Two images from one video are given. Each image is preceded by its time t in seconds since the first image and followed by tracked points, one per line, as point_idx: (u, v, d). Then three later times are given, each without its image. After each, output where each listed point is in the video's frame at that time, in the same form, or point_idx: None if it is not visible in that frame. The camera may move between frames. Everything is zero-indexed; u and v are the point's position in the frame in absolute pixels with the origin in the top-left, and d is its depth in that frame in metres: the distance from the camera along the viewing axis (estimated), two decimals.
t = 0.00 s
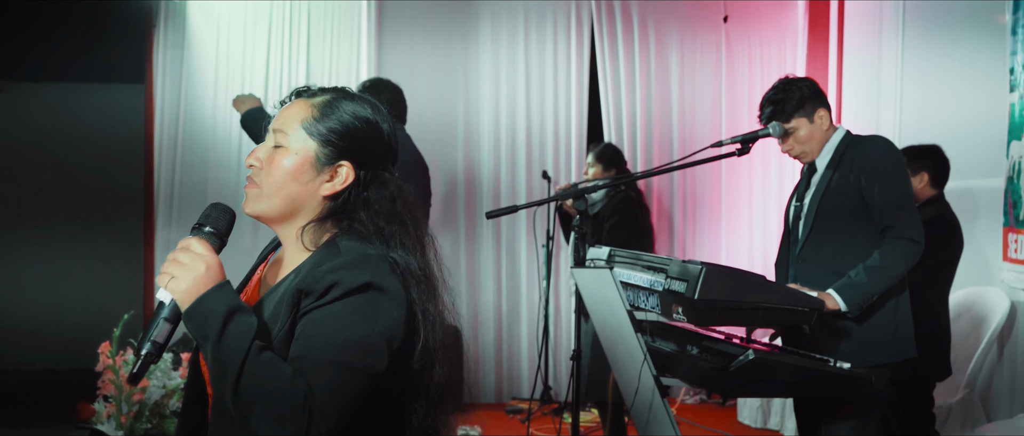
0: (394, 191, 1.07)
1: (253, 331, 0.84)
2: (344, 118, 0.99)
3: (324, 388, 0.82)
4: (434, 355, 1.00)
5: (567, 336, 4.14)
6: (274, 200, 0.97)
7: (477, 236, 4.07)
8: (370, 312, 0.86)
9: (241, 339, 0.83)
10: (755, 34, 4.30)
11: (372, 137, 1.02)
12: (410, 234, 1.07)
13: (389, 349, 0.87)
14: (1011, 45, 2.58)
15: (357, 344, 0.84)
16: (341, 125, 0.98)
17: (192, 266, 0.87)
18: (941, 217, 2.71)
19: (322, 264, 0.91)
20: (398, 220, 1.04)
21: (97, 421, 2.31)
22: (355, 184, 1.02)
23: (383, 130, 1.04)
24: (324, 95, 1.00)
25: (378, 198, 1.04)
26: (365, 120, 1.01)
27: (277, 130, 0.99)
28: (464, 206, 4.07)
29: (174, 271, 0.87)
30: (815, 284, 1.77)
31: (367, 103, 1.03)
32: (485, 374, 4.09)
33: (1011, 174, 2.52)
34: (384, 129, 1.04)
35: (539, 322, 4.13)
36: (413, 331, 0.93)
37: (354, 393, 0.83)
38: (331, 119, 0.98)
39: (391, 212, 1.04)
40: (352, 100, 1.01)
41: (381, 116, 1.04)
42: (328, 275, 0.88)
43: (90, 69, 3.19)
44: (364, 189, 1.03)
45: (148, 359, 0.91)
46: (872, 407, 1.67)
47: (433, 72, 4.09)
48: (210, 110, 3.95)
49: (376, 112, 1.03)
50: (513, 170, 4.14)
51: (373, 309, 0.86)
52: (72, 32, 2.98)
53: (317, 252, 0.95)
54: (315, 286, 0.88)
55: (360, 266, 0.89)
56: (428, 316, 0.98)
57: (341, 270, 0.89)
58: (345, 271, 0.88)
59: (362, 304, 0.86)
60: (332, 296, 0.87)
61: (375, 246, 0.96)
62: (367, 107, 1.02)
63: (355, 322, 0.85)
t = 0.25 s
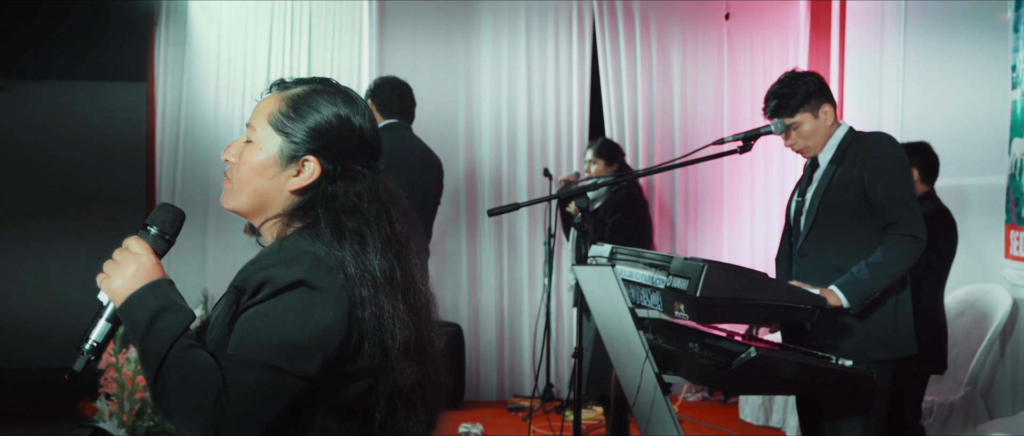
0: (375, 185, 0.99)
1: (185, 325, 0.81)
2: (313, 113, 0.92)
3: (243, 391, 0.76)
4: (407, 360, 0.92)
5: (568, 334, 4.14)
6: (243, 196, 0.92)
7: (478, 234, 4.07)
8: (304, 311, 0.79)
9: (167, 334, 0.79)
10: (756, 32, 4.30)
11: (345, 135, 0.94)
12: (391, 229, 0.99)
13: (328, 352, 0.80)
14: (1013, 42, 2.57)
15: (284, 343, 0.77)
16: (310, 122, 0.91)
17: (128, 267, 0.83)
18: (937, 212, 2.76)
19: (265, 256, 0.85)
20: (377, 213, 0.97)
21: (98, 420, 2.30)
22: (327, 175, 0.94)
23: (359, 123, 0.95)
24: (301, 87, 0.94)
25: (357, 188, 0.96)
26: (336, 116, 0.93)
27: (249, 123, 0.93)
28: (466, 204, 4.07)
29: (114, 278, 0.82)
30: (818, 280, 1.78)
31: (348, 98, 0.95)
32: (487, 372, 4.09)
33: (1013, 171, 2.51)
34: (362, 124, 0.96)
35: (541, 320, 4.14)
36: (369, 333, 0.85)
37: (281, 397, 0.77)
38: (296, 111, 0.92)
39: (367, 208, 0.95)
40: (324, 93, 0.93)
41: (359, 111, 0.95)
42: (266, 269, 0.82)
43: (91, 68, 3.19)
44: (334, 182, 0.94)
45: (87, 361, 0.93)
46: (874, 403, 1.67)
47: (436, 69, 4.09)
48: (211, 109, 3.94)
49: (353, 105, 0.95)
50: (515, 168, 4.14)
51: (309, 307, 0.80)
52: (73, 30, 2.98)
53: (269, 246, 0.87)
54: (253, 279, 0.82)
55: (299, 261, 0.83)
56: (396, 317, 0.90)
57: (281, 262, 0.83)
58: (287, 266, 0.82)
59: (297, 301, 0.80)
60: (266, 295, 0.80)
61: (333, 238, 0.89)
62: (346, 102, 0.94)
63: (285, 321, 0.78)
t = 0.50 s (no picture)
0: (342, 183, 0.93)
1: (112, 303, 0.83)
2: (270, 110, 0.88)
3: (123, 383, 0.77)
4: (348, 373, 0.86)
5: (570, 333, 4.14)
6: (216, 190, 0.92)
7: (480, 232, 4.07)
8: (193, 313, 0.78)
9: (90, 310, 0.82)
10: (757, 30, 4.31)
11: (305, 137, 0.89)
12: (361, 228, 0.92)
13: (211, 355, 0.78)
14: (1014, 40, 2.57)
15: (161, 343, 0.77)
16: (268, 119, 0.88)
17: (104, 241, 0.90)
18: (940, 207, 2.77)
19: (183, 250, 0.83)
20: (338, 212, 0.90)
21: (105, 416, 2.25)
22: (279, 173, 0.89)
23: (327, 122, 0.89)
24: (269, 78, 0.90)
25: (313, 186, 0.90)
26: (291, 116, 0.87)
27: (228, 114, 0.92)
28: (467, 202, 4.08)
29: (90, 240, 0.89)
30: (818, 280, 1.78)
31: (316, 95, 0.88)
32: (489, 371, 4.09)
33: (1015, 169, 2.51)
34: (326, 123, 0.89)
35: (543, 319, 4.14)
36: (280, 339, 0.82)
37: (158, 396, 0.77)
38: (250, 102, 0.89)
39: (319, 206, 0.89)
40: (290, 86, 0.88)
41: (328, 109, 0.89)
42: (177, 264, 0.81)
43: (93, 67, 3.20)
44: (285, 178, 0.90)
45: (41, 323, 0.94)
46: (876, 401, 1.68)
47: (437, 68, 4.10)
48: (213, 108, 3.95)
49: (322, 102, 0.89)
50: (517, 167, 4.14)
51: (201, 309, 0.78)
52: (75, 30, 2.98)
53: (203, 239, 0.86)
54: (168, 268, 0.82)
55: (208, 261, 0.81)
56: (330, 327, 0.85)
57: (191, 256, 0.82)
58: (193, 262, 0.81)
59: (187, 304, 0.78)
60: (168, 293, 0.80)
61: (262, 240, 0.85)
62: (312, 101, 0.88)
63: (172, 322, 0.77)
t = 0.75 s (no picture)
0: (304, 205, 0.82)
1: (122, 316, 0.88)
2: (229, 128, 0.82)
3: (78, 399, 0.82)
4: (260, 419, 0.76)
5: (572, 331, 4.14)
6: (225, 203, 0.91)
7: (482, 231, 4.07)
8: (114, 340, 0.81)
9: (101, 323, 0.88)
10: (758, 28, 4.30)
11: (274, 160, 0.82)
12: (318, 255, 0.81)
13: (120, 378, 0.80)
14: (1016, 39, 2.57)
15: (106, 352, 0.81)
16: (225, 137, 0.82)
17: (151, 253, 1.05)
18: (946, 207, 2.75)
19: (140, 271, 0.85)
20: (284, 237, 0.81)
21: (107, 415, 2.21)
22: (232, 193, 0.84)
23: (279, 140, 0.81)
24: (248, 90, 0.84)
25: (261, 208, 0.82)
26: (243, 136, 0.81)
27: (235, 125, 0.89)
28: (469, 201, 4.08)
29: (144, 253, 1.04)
30: (822, 278, 1.77)
31: (275, 113, 0.81)
32: (490, 370, 4.09)
33: (1016, 168, 2.51)
34: (282, 144, 0.81)
35: (545, 318, 4.14)
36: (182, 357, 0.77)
37: (97, 413, 0.82)
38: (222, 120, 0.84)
39: (252, 231, 0.81)
40: (250, 102, 0.82)
41: (284, 125, 0.81)
42: (125, 288, 0.83)
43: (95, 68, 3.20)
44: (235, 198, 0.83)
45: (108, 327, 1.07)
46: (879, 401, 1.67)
47: (438, 67, 4.10)
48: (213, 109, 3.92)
49: (280, 119, 0.81)
50: (518, 166, 4.14)
51: (119, 332, 0.81)
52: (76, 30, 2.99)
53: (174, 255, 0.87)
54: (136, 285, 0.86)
55: (136, 285, 0.83)
56: (235, 366, 0.76)
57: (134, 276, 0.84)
58: (129, 286, 0.83)
59: (112, 335, 0.81)
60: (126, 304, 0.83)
61: (184, 266, 0.80)
62: (269, 119, 0.81)
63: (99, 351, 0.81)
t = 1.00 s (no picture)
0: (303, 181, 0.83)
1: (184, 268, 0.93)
2: (264, 103, 0.85)
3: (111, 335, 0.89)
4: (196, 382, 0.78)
5: (574, 331, 4.14)
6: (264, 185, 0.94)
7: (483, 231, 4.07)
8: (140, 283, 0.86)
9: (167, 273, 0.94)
10: (760, 27, 4.30)
11: (306, 137, 0.84)
12: (305, 234, 0.81)
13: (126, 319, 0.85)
14: (1017, 38, 2.57)
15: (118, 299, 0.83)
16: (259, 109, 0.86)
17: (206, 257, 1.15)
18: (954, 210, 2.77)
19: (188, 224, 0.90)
20: (280, 209, 0.82)
21: (105, 417, 2.21)
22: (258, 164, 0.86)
23: (301, 115, 0.84)
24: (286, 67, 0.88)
25: (269, 176, 0.83)
26: (271, 109, 0.84)
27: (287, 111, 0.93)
28: (471, 201, 4.08)
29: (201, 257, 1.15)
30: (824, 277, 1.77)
31: (305, 84, 0.84)
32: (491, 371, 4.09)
33: (1017, 166, 2.51)
34: (301, 117, 0.84)
35: (546, 318, 4.14)
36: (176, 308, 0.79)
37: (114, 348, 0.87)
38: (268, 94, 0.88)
39: (249, 197, 0.83)
40: (284, 77, 0.85)
41: (307, 100, 0.84)
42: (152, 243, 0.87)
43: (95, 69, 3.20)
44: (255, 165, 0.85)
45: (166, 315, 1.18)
46: (882, 399, 1.67)
47: (439, 66, 4.10)
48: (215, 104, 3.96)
49: (307, 92, 0.84)
50: (520, 166, 4.14)
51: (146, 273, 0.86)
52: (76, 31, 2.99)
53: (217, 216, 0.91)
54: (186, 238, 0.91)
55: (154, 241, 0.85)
56: (192, 323, 0.79)
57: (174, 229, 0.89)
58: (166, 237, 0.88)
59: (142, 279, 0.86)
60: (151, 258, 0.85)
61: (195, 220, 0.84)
62: (297, 94, 0.84)
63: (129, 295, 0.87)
